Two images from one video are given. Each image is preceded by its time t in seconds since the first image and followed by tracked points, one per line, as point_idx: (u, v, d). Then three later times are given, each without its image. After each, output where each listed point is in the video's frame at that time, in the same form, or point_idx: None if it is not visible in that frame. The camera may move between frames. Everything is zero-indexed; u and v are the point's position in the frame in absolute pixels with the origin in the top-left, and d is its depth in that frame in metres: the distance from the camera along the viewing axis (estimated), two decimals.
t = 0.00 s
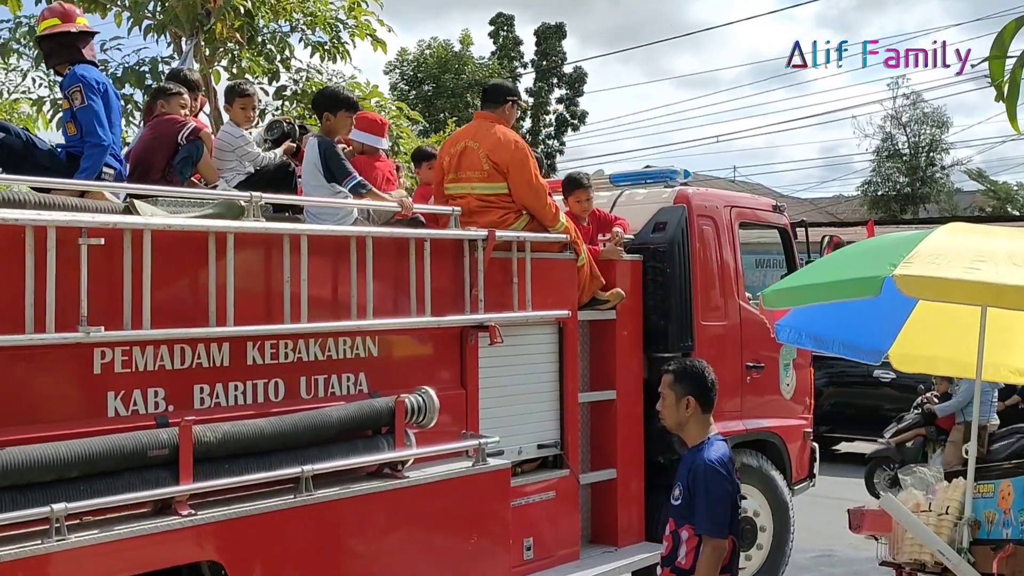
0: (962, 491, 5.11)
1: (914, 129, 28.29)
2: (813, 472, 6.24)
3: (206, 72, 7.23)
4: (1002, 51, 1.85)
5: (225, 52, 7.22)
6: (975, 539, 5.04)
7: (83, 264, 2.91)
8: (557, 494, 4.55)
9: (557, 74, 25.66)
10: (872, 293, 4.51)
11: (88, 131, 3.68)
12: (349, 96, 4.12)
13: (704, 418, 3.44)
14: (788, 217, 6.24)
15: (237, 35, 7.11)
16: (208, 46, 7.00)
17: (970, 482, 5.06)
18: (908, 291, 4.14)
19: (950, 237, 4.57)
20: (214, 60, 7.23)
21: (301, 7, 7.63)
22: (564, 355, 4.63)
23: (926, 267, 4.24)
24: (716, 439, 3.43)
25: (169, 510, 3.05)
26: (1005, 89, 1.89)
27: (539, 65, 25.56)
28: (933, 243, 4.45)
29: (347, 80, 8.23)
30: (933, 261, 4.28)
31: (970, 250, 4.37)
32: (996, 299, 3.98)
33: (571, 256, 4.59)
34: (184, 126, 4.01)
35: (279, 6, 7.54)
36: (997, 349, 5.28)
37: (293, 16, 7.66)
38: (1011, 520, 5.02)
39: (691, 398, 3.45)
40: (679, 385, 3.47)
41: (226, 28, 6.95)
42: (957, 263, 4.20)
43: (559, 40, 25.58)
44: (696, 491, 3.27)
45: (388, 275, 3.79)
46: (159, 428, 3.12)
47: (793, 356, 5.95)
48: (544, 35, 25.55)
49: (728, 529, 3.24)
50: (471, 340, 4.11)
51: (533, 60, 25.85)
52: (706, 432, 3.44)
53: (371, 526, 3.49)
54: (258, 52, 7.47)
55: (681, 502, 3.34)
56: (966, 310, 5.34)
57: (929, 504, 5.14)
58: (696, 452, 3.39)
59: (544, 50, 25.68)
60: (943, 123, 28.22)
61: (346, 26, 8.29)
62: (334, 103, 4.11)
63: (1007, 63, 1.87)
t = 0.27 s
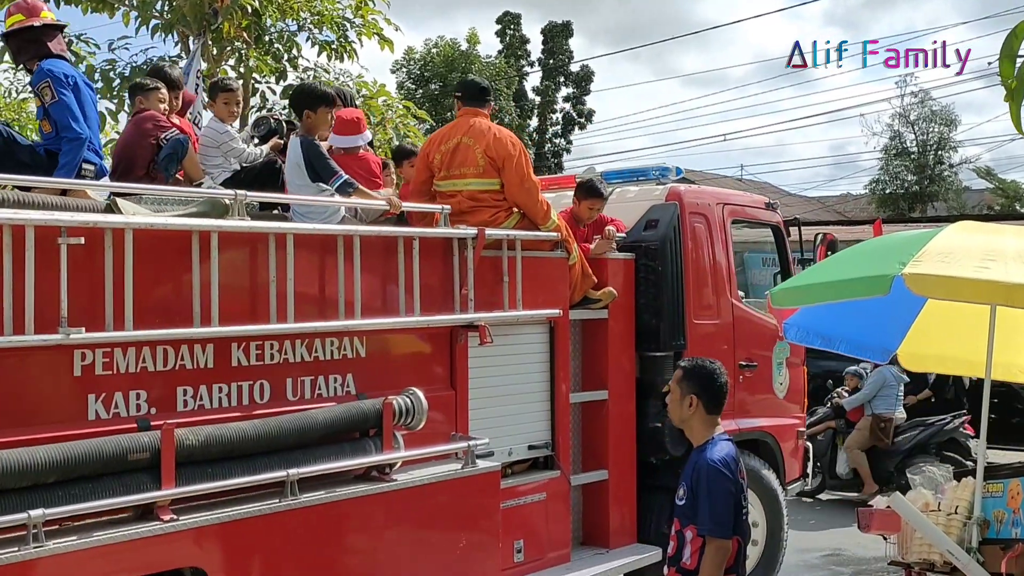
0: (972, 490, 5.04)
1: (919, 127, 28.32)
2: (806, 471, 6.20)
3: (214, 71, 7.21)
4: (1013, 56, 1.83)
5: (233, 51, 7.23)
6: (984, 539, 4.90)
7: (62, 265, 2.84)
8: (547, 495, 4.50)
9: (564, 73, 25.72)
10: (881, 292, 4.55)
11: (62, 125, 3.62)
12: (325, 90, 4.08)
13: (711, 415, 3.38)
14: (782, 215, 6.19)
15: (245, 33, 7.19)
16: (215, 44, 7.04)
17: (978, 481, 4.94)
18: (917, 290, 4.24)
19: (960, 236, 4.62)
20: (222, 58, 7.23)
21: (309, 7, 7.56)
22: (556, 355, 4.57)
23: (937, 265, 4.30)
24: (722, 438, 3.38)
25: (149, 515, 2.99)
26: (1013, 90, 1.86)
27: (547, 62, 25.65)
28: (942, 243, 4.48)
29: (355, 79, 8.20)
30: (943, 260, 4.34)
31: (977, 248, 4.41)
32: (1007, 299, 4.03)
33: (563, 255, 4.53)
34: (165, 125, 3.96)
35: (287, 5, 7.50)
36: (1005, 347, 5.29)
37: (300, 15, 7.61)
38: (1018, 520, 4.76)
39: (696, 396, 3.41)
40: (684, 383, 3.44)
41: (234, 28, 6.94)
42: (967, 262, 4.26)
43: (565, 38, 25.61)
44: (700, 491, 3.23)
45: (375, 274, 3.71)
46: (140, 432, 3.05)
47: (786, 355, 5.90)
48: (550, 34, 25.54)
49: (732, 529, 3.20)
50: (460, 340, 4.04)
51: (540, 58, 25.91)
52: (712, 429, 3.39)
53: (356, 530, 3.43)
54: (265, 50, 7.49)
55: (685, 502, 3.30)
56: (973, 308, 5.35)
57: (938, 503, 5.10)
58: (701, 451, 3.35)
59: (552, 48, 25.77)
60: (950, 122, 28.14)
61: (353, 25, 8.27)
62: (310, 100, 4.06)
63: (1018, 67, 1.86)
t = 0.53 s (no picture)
0: (981, 490, 4.97)
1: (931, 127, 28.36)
2: (806, 473, 6.16)
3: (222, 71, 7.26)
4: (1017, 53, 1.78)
5: (241, 51, 7.27)
6: (993, 539, 4.83)
7: (47, 264, 2.80)
8: (544, 497, 4.46)
9: (572, 72, 25.75)
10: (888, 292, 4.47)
11: (54, 125, 3.59)
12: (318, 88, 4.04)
13: (716, 416, 3.34)
14: (782, 215, 6.15)
15: (254, 33, 7.20)
16: (224, 44, 7.07)
17: (987, 480, 4.87)
18: (930, 290, 4.17)
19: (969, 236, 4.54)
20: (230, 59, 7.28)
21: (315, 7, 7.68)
22: (552, 356, 4.53)
23: (946, 265, 4.24)
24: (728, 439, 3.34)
25: (136, 518, 2.95)
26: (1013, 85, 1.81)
27: (555, 62, 25.68)
28: (952, 243, 4.42)
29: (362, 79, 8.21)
30: (952, 260, 4.28)
31: (989, 248, 4.34)
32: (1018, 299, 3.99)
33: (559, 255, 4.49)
34: (158, 126, 3.93)
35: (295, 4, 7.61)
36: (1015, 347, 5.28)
37: (308, 14, 7.64)
38: None
39: (703, 395, 3.37)
40: (693, 381, 3.41)
41: (242, 27, 6.98)
42: (977, 262, 4.20)
43: (574, 38, 25.61)
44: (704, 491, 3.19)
45: (368, 274, 3.67)
46: (127, 433, 3.02)
47: (786, 357, 5.86)
48: (559, 33, 25.55)
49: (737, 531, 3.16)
50: (455, 341, 4.01)
51: (549, 57, 25.91)
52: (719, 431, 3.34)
53: (349, 532, 3.39)
54: (274, 50, 7.53)
55: (690, 503, 3.26)
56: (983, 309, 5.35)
57: (948, 504, 5.03)
58: (707, 451, 3.30)
59: (559, 48, 25.74)
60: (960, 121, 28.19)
61: (360, 24, 8.28)
62: (304, 95, 4.02)
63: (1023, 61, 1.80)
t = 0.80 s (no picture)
0: (990, 489, 4.91)
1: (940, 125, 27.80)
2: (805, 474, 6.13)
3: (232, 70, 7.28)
4: None
5: (249, 50, 7.41)
6: (1002, 539, 4.79)
7: (32, 263, 2.75)
8: (539, 498, 4.42)
9: (578, 70, 25.79)
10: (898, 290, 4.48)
11: (42, 120, 3.54)
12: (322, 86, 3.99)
13: (724, 415, 3.30)
14: (780, 213, 6.11)
15: (262, 33, 7.35)
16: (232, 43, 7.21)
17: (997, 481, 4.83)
18: (938, 289, 4.18)
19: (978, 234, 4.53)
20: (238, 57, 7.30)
21: (323, 6, 7.75)
22: (547, 356, 4.49)
23: (954, 264, 4.24)
24: (735, 439, 3.30)
25: (123, 521, 2.91)
26: None
27: (560, 60, 25.71)
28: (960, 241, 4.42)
29: (371, 78, 8.22)
30: (960, 259, 4.28)
31: (997, 246, 4.33)
32: None
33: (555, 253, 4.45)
34: (151, 123, 3.88)
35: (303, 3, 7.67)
36: None
37: (315, 14, 7.84)
38: None
39: (710, 395, 3.34)
40: (703, 379, 3.39)
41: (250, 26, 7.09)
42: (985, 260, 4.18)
43: (579, 36, 25.61)
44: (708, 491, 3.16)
45: (361, 275, 3.63)
46: (114, 435, 2.98)
47: (784, 356, 5.82)
48: (564, 32, 25.58)
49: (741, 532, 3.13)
50: (449, 341, 3.97)
51: (555, 56, 25.94)
52: (726, 430, 3.31)
53: (340, 535, 3.35)
54: (280, 49, 7.68)
55: (696, 502, 3.23)
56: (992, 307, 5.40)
57: (957, 503, 4.98)
58: (713, 450, 3.27)
59: (565, 47, 25.80)
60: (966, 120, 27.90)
61: (369, 23, 8.29)
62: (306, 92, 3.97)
63: None
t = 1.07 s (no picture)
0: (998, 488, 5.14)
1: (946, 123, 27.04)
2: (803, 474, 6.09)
3: (239, 68, 7.27)
4: None
5: (256, 48, 7.43)
6: (1010, 537, 4.99)
7: (16, 258, 2.71)
8: (534, 498, 4.37)
9: (586, 70, 25.78)
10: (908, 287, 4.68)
11: (25, 112, 3.50)
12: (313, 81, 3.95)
13: (728, 412, 3.27)
14: (778, 210, 6.07)
15: (268, 31, 7.36)
16: (239, 42, 7.23)
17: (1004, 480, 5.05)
18: (946, 285, 4.33)
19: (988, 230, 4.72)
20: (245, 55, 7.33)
21: (330, 4, 7.71)
22: (542, 354, 4.44)
23: (963, 260, 4.39)
24: (741, 436, 3.26)
25: (108, 520, 2.86)
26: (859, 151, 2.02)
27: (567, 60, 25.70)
28: (970, 238, 4.59)
29: (377, 76, 8.23)
30: (970, 255, 4.44)
31: (1006, 243, 4.48)
32: None
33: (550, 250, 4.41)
34: (140, 118, 3.84)
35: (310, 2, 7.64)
36: None
37: (323, 13, 7.79)
38: None
39: (715, 391, 3.31)
40: (708, 375, 3.37)
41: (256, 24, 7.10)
42: (994, 257, 4.33)
43: (588, 36, 25.55)
44: (712, 489, 3.15)
45: (353, 272, 3.58)
46: (100, 433, 2.93)
47: (783, 355, 5.77)
48: (572, 31, 25.53)
49: (746, 529, 3.13)
50: (442, 338, 3.94)
51: (563, 55, 25.91)
52: (731, 427, 3.28)
53: (330, 535, 3.31)
54: (288, 47, 7.65)
55: (700, 499, 3.23)
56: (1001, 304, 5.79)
57: (966, 501, 5.19)
58: (718, 447, 3.25)
59: (575, 46, 25.78)
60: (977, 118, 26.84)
61: (375, 22, 8.28)
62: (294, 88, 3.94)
63: None
